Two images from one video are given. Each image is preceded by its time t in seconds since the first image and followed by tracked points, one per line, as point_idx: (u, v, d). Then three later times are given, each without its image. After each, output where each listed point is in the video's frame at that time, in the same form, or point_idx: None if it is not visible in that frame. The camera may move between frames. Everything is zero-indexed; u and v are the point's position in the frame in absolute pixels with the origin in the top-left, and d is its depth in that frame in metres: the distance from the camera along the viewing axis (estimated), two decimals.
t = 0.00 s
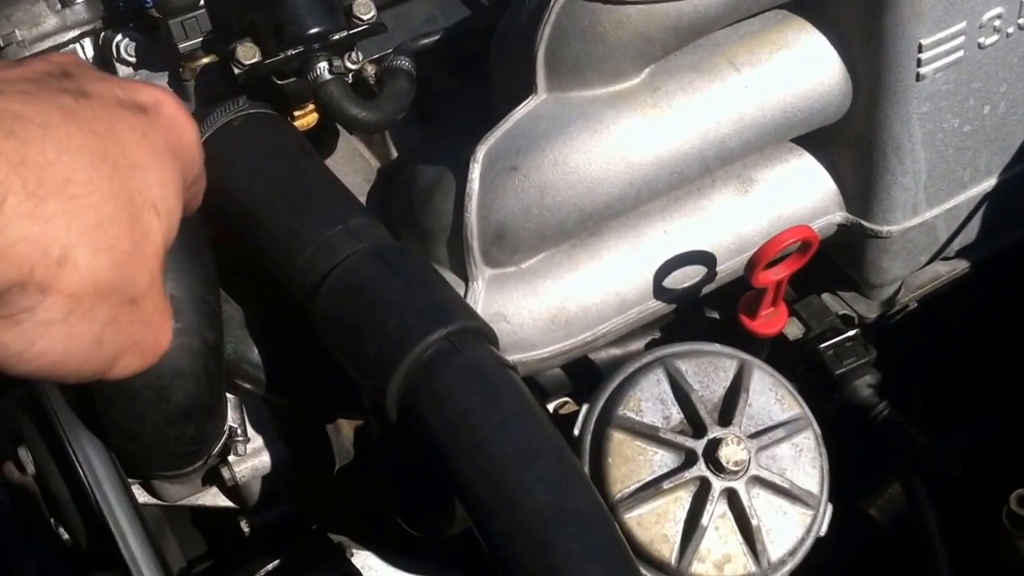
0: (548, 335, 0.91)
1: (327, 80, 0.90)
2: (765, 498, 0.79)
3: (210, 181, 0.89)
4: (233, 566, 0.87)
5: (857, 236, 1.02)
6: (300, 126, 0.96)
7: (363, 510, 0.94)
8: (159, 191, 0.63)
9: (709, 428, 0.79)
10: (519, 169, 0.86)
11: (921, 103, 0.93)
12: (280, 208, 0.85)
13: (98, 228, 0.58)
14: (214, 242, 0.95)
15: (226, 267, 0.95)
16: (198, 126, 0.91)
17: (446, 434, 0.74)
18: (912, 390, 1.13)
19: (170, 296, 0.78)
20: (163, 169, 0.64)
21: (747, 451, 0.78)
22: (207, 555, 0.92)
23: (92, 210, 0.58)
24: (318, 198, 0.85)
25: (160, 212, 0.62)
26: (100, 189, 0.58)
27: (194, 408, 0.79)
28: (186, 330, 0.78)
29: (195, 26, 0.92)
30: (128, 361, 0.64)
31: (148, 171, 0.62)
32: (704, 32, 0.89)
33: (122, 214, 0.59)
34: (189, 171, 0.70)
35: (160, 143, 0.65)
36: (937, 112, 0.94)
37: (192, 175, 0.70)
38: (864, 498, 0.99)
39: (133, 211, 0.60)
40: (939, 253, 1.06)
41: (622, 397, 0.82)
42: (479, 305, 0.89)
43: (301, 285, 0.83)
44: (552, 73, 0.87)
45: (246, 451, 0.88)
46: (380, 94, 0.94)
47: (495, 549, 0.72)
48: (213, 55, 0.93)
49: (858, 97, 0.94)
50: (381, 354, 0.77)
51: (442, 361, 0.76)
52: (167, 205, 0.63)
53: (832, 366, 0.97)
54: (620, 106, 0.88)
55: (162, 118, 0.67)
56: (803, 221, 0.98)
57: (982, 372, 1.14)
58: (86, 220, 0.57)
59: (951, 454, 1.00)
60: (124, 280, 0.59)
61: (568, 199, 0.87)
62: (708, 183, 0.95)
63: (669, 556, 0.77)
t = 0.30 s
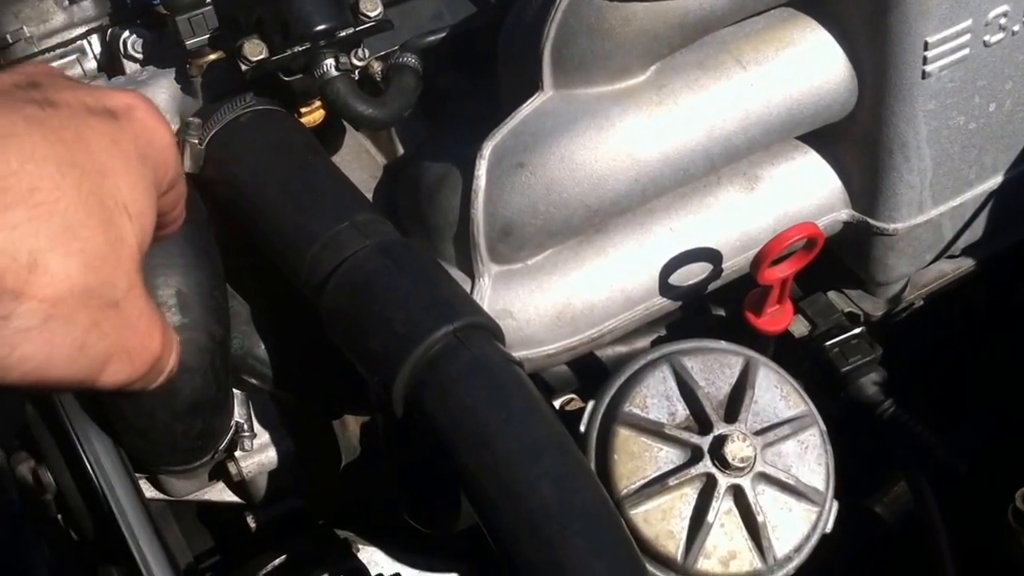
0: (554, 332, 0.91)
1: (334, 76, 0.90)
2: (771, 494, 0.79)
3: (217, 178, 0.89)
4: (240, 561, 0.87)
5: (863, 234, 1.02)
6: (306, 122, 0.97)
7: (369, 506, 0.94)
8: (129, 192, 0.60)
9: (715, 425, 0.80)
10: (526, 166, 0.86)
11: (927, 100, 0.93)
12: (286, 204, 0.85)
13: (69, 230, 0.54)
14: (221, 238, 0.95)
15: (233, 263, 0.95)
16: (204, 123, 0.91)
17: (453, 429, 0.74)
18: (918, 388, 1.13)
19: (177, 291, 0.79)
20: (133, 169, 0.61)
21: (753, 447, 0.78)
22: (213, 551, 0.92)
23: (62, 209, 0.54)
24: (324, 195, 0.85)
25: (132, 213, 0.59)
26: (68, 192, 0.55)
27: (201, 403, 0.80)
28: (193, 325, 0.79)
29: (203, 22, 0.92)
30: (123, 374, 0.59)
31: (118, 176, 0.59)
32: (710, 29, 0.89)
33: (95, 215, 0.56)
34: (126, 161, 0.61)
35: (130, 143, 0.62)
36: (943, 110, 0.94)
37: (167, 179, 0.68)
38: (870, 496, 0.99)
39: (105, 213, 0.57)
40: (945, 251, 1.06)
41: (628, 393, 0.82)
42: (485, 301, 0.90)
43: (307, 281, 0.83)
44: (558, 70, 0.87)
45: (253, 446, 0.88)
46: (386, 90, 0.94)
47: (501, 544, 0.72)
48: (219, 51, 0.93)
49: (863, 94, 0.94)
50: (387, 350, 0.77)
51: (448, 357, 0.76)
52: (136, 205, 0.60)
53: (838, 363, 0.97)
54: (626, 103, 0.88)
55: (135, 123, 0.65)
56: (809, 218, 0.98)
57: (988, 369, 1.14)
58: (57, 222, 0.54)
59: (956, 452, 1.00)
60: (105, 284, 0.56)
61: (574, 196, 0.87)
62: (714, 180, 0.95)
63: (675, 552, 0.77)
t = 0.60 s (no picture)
0: (559, 322, 0.91)
1: (339, 67, 0.90)
2: (777, 485, 0.79)
3: (222, 167, 0.89)
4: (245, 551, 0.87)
5: (869, 225, 1.01)
6: (311, 112, 0.97)
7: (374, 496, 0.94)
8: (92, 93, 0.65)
9: (722, 415, 0.79)
10: (531, 156, 0.85)
11: (935, 90, 0.92)
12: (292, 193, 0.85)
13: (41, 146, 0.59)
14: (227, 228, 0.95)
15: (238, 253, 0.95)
16: (210, 112, 0.91)
17: (459, 419, 0.74)
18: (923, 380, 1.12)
19: (183, 281, 0.79)
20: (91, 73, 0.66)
21: (759, 438, 0.78)
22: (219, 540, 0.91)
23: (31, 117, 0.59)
24: (329, 184, 0.85)
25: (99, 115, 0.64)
26: (35, 106, 0.60)
27: (208, 391, 0.80)
28: (200, 315, 0.79)
29: (207, 11, 0.92)
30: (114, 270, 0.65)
31: (74, 75, 0.64)
32: (717, 19, 0.89)
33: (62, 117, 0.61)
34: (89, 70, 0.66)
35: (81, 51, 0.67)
36: (951, 100, 0.94)
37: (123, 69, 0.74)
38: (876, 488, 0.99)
39: (69, 119, 0.61)
40: (951, 243, 1.06)
41: (633, 383, 0.82)
42: (490, 291, 0.90)
43: (312, 271, 0.83)
44: (564, 60, 0.86)
45: (258, 436, 0.89)
46: (391, 80, 0.94)
47: (507, 534, 0.72)
48: (224, 40, 0.93)
49: (871, 85, 0.94)
50: (393, 341, 0.77)
51: (454, 346, 0.76)
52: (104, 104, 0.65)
53: (844, 355, 0.97)
54: (632, 93, 0.88)
55: (78, 21, 0.69)
56: (815, 209, 0.98)
57: (995, 362, 1.13)
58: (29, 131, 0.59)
59: (963, 443, 1.00)
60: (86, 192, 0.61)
61: (580, 186, 0.87)
62: (720, 171, 0.95)
63: (681, 543, 0.77)
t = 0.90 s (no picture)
0: (564, 307, 0.91)
1: (344, 51, 0.90)
2: (783, 470, 0.79)
3: (227, 152, 0.89)
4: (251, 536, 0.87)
5: (875, 210, 1.01)
6: (315, 98, 0.96)
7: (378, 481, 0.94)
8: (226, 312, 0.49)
9: (727, 400, 0.79)
10: (538, 141, 0.85)
11: (942, 75, 0.91)
12: (297, 178, 0.85)
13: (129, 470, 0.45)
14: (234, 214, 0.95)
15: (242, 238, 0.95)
16: (215, 97, 0.90)
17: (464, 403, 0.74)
18: (929, 366, 1.12)
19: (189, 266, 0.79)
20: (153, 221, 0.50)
21: (765, 423, 0.78)
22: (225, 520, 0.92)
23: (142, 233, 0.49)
24: (334, 168, 0.85)
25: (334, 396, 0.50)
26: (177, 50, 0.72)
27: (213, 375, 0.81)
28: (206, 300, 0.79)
29: None
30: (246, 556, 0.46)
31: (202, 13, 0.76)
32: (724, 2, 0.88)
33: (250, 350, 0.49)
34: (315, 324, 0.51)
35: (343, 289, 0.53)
36: (958, 85, 0.93)
37: None
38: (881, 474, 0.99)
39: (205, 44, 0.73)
40: (958, 229, 1.06)
41: (639, 368, 0.82)
42: (496, 276, 0.89)
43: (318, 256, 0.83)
44: (570, 44, 0.86)
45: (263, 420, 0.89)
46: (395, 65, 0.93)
47: (513, 517, 0.72)
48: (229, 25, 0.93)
49: (878, 70, 0.93)
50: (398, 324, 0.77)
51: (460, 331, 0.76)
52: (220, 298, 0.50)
53: (849, 340, 0.96)
54: (639, 77, 0.87)
55: None
56: (822, 194, 0.98)
57: (1000, 348, 1.13)
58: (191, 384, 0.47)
59: (968, 429, 0.99)
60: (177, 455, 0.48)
61: (586, 171, 0.87)
62: (726, 156, 0.95)
63: (686, 528, 0.77)
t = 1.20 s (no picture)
0: (569, 290, 0.90)
1: (350, 31, 0.89)
2: (788, 452, 0.79)
3: (232, 133, 0.88)
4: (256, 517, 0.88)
5: (881, 193, 1.00)
6: (320, 79, 0.96)
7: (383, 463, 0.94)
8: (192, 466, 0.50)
9: (733, 382, 0.79)
10: (544, 123, 0.85)
11: (950, 57, 0.92)
12: (303, 159, 0.84)
13: (145, 568, 0.44)
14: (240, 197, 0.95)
15: (247, 220, 0.94)
16: (221, 78, 0.90)
17: (471, 385, 0.74)
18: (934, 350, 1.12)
19: (195, 247, 0.78)
20: (105, 451, 0.50)
21: (771, 405, 0.78)
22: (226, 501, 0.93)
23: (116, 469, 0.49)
24: (339, 149, 0.85)
25: (293, 492, 0.54)
26: None
27: (219, 357, 0.80)
28: (211, 280, 0.79)
29: None
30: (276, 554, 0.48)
31: None
32: None
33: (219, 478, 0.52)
34: (225, 451, 0.55)
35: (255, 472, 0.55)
36: (967, 67, 0.93)
37: None
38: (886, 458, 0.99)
39: None
40: (965, 212, 1.05)
41: (644, 349, 0.82)
42: (501, 258, 0.89)
43: (323, 237, 0.83)
44: (577, 23, 0.85)
45: (268, 401, 0.89)
46: (401, 46, 0.93)
47: (519, 497, 0.72)
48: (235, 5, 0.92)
49: (886, 51, 0.93)
50: (405, 305, 0.77)
51: (466, 312, 0.76)
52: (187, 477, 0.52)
53: (854, 324, 0.97)
54: (646, 59, 0.87)
55: None
56: (829, 176, 0.97)
57: (1006, 332, 1.13)
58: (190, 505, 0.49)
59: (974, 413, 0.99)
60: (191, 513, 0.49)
61: (592, 153, 0.86)
62: (732, 138, 0.94)
63: (692, 509, 0.77)
